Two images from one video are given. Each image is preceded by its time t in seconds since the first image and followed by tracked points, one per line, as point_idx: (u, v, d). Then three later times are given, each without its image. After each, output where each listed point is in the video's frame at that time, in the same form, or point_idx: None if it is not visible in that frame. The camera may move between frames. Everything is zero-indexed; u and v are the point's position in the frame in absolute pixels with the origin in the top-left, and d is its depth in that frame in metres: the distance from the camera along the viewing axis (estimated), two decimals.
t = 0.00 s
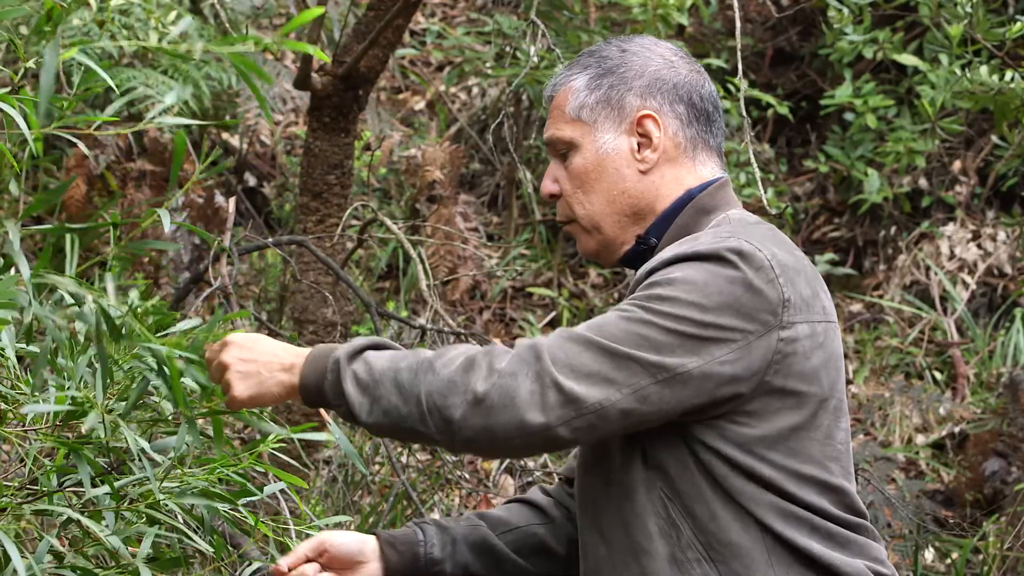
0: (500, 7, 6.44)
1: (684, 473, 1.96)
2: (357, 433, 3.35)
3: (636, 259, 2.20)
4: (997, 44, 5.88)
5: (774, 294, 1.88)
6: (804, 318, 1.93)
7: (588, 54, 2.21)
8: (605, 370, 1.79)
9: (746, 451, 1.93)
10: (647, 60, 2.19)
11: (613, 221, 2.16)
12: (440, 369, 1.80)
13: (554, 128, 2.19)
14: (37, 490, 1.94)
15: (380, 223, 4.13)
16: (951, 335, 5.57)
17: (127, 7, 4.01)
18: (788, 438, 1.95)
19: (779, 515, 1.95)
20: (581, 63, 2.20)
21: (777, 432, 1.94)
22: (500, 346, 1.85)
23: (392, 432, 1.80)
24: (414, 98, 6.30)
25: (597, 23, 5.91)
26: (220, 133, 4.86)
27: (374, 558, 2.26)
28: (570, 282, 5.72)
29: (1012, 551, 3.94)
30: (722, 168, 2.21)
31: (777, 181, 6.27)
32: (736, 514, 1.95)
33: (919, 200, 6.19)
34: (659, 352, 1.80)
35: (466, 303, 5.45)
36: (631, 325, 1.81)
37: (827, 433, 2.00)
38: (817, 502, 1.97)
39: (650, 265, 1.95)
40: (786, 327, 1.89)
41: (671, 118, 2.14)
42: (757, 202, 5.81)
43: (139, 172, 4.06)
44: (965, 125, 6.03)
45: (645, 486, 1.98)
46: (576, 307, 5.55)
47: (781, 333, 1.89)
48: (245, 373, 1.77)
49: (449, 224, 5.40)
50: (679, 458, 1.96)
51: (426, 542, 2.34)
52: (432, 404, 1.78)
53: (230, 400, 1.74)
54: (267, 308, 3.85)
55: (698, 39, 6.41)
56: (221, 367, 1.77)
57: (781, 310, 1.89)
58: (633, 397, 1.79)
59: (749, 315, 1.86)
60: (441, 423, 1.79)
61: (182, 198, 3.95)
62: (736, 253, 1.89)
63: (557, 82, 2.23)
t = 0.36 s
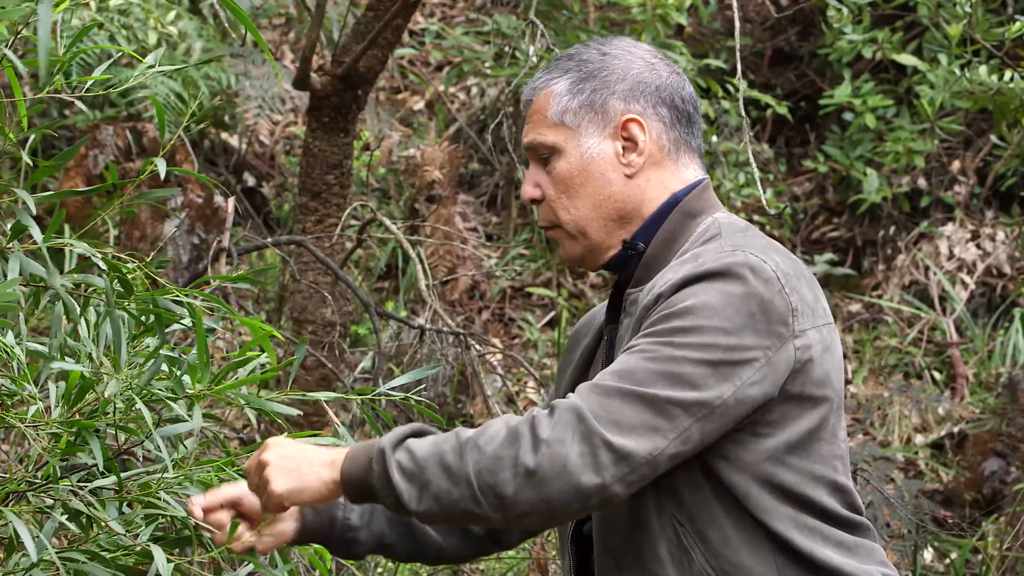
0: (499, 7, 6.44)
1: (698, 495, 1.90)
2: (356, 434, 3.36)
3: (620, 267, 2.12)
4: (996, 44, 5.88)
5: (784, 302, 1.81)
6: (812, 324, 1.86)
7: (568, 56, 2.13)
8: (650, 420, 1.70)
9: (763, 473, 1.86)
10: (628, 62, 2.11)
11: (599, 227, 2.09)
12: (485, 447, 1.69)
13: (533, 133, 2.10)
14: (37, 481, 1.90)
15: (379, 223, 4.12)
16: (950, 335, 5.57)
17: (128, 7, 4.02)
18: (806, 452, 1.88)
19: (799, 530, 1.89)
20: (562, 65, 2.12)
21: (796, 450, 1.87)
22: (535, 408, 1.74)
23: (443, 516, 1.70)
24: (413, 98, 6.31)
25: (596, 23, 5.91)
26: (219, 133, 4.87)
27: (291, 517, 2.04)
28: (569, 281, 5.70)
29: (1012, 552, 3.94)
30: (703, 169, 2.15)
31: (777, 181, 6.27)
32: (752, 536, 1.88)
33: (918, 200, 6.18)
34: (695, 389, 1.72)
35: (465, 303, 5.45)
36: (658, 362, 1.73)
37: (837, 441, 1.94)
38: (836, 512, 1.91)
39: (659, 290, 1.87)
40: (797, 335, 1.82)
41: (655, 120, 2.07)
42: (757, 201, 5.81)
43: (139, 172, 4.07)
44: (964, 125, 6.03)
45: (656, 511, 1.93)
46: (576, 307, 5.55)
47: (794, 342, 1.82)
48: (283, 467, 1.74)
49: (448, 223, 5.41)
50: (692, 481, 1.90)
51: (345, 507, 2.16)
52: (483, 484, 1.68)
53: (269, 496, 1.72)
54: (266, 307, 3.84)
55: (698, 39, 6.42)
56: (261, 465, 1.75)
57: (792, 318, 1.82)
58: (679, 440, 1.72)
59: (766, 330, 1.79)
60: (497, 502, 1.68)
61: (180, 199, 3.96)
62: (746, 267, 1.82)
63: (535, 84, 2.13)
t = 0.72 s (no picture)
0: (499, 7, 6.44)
1: (688, 495, 1.89)
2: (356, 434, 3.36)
3: (602, 274, 2.12)
4: (996, 44, 5.87)
5: (768, 307, 1.82)
6: (798, 326, 1.87)
7: (540, 66, 2.10)
8: (629, 424, 1.73)
9: (752, 475, 1.86)
10: (601, 70, 2.10)
11: (582, 236, 2.08)
12: (462, 455, 1.71)
13: (510, 145, 2.08)
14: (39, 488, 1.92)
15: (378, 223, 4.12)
16: (950, 335, 5.57)
17: (127, 7, 4.02)
18: (795, 453, 1.89)
19: (788, 530, 1.88)
20: (534, 75, 2.09)
21: (783, 452, 1.88)
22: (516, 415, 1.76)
23: (423, 527, 1.72)
24: (413, 98, 6.31)
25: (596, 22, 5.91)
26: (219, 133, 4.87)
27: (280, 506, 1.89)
28: (569, 281, 5.71)
29: (1012, 551, 3.94)
30: (680, 171, 2.16)
31: (776, 181, 6.28)
32: (741, 536, 1.88)
33: (917, 200, 6.19)
34: (675, 394, 1.74)
35: (465, 303, 5.46)
36: (638, 367, 1.75)
37: (825, 440, 1.94)
38: (826, 510, 1.91)
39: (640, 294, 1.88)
40: (783, 340, 1.83)
41: (632, 127, 2.07)
42: (756, 202, 5.81)
43: (138, 172, 4.08)
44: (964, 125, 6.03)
45: (647, 515, 1.91)
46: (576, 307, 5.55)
47: (779, 347, 1.83)
48: (259, 493, 1.76)
49: (447, 223, 5.40)
50: (682, 483, 1.89)
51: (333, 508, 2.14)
52: (462, 492, 1.70)
53: (246, 523, 1.73)
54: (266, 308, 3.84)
55: (697, 39, 6.42)
56: (233, 495, 1.76)
57: (776, 322, 1.82)
58: (659, 444, 1.74)
59: (750, 336, 1.79)
60: (474, 509, 1.70)
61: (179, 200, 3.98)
62: (730, 273, 1.82)
63: (507, 94, 2.10)
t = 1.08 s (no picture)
0: (500, 7, 6.45)
1: (676, 504, 1.89)
2: (357, 434, 3.36)
3: (583, 280, 2.11)
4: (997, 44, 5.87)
5: (750, 307, 1.82)
6: (780, 325, 1.86)
7: (511, 74, 2.09)
8: (627, 439, 1.72)
9: (743, 477, 1.86)
10: (573, 75, 2.08)
11: (561, 242, 2.07)
12: (465, 484, 1.71)
13: (486, 154, 2.07)
14: (39, 498, 1.96)
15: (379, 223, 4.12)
16: (951, 335, 5.56)
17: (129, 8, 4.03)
18: (783, 453, 1.88)
19: (780, 532, 1.88)
20: (507, 83, 2.08)
21: (772, 452, 1.87)
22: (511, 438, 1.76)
23: (435, 559, 1.72)
24: (414, 98, 6.32)
25: (596, 22, 5.92)
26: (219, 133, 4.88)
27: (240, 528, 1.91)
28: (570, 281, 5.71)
29: (1012, 552, 3.94)
30: (657, 172, 2.14)
31: (777, 181, 6.28)
32: (733, 543, 1.88)
33: (918, 200, 6.19)
34: (665, 404, 1.74)
35: (466, 303, 5.47)
36: (630, 379, 1.74)
37: (812, 438, 1.94)
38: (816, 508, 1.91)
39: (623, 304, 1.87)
40: (767, 339, 1.83)
41: (606, 131, 2.06)
42: (757, 202, 5.82)
43: (139, 173, 4.09)
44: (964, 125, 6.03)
45: (636, 524, 1.91)
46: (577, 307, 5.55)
47: (765, 346, 1.82)
48: (271, 537, 1.77)
49: (448, 223, 5.41)
50: (671, 491, 1.89)
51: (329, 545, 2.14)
52: (467, 520, 1.70)
53: (261, 568, 1.76)
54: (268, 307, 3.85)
55: (698, 39, 6.42)
56: (245, 540, 1.77)
57: (760, 322, 1.82)
58: (656, 456, 1.74)
59: (736, 339, 1.79)
60: (482, 537, 1.70)
61: (179, 201, 3.99)
62: (711, 275, 1.82)
63: (480, 104, 2.09)
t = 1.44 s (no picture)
0: (500, 7, 6.45)
1: (672, 502, 1.87)
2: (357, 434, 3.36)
3: (571, 280, 2.10)
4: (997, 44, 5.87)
5: (743, 306, 1.81)
6: (773, 322, 1.86)
7: (501, 75, 2.09)
8: (624, 438, 1.69)
9: (737, 472, 1.85)
10: (562, 76, 2.09)
11: (549, 242, 2.06)
12: (462, 484, 1.66)
13: (475, 154, 2.06)
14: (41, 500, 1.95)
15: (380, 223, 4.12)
16: (951, 335, 5.56)
17: (129, 7, 4.03)
18: (776, 448, 1.88)
19: (775, 529, 1.88)
20: (497, 84, 2.08)
21: (766, 447, 1.87)
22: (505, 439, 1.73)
23: (431, 560, 1.67)
24: (414, 98, 6.32)
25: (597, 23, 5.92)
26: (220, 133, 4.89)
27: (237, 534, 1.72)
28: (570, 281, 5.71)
29: (1013, 552, 3.93)
30: (646, 174, 2.14)
31: (778, 181, 6.28)
32: (730, 539, 1.87)
33: (919, 200, 6.19)
34: (661, 401, 1.72)
35: (466, 303, 5.47)
36: (626, 378, 1.72)
37: (805, 434, 1.93)
38: (810, 503, 1.91)
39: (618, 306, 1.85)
40: (761, 336, 1.82)
41: (595, 131, 2.06)
42: (758, 201, 5.82)
43: (139, 173, 4.11)
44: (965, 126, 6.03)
45: (631, 522, 1.89)
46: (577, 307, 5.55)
47: (759, 344, 1.82)
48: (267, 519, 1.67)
49: (449, 223, 5.41)
50: (666, 489, 1.87)
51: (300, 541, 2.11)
52: (463, 520, 1.65)
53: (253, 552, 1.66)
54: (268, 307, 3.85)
55: (698, 39, 6.42)
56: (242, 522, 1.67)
57: (753, 320, 1.82)
58: (654, 454, 1.71)
59: (729, 338, 1.78)
60: (480, 537, 1.65)
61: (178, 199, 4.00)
62: (704, 275, 1.81)
63: (469, 104, 2.09)
